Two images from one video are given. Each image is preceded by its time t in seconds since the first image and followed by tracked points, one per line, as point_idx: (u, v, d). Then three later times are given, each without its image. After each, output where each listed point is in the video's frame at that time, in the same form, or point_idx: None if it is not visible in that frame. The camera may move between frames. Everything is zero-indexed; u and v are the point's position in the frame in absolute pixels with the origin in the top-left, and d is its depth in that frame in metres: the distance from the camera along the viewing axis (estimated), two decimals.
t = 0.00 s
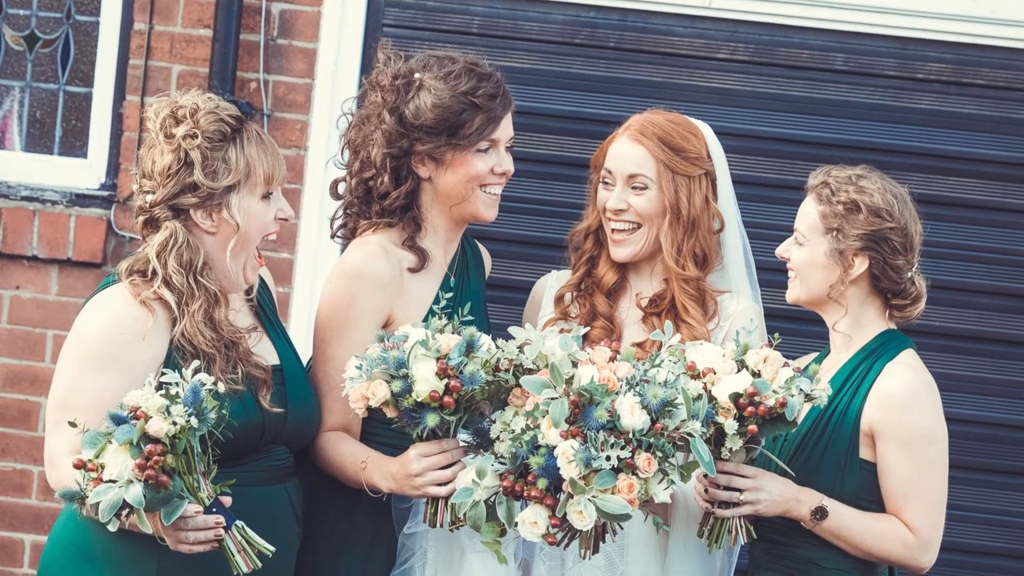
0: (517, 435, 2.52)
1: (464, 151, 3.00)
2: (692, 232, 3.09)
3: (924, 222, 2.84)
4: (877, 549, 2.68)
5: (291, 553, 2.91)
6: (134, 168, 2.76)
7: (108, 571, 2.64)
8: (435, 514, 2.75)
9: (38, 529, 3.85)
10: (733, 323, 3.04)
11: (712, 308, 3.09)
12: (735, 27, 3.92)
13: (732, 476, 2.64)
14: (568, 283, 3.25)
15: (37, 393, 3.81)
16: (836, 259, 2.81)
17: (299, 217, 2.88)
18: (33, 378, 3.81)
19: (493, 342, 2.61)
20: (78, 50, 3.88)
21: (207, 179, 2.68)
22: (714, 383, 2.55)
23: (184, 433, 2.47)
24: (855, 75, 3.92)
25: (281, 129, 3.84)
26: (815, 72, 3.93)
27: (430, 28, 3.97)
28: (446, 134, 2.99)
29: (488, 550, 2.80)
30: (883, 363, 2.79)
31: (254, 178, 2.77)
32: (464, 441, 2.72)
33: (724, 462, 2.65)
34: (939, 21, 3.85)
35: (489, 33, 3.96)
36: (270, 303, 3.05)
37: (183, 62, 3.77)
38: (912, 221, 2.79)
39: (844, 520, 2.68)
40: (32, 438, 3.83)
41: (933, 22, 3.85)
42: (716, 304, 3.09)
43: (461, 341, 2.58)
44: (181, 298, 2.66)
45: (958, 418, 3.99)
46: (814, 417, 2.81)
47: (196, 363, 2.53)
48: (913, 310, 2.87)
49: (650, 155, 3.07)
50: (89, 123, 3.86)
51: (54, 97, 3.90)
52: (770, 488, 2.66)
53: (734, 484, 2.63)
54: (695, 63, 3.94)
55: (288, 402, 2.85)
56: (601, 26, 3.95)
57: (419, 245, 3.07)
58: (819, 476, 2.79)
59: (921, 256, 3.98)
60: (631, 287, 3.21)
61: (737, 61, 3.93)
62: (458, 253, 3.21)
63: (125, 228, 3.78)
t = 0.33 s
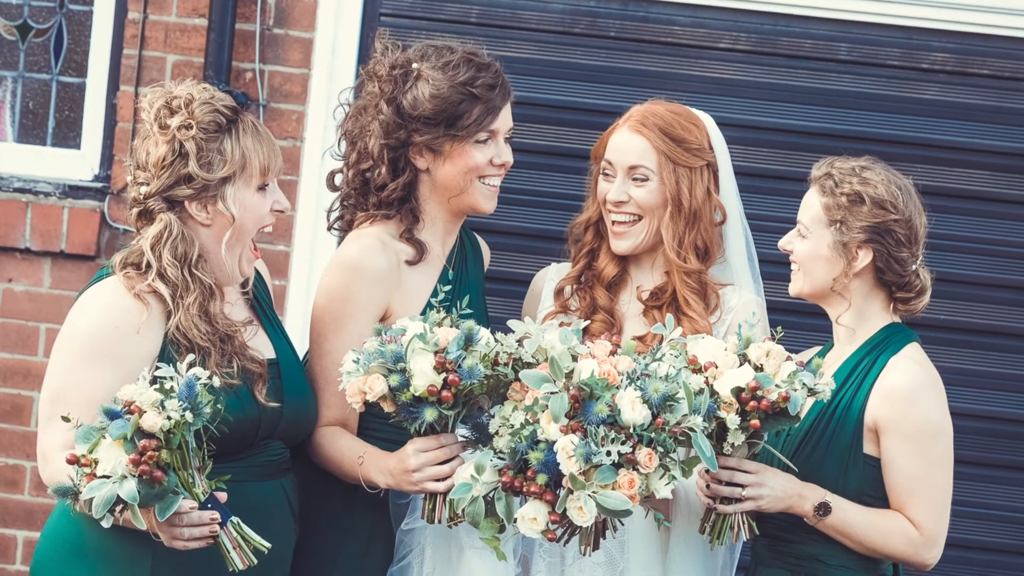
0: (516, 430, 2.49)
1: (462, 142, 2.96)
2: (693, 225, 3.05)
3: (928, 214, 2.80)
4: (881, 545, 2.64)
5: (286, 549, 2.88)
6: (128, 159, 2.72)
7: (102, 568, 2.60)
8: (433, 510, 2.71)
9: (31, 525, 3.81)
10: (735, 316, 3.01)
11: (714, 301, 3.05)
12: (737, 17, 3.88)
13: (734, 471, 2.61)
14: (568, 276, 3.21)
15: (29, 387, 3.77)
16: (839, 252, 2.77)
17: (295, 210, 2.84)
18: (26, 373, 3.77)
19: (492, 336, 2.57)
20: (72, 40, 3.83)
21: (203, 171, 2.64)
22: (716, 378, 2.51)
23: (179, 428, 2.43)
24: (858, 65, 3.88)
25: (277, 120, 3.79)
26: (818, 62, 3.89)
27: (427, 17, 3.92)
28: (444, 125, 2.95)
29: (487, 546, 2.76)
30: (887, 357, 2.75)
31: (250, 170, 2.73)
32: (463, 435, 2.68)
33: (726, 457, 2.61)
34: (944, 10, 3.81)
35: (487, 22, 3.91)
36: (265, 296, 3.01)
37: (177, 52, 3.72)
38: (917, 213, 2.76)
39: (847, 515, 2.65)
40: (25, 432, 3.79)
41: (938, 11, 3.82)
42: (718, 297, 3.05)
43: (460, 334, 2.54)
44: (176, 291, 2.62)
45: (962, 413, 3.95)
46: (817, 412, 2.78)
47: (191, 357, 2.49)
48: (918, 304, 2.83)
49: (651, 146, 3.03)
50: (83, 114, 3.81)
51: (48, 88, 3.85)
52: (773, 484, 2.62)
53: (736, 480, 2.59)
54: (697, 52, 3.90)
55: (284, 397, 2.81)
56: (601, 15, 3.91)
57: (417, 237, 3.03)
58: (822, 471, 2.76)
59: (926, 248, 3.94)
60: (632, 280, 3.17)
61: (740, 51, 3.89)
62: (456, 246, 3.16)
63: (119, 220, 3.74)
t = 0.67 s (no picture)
0: (515, 424, 2.45)
1: (461, 133, 2.92)
2: (695, 217, 3.02)
3: (932, 206, 2.77)
4: (885, 541, 2.61)
5: (282, 546, 2.84)
6: (122, 150, 2.68)
7: (95, 565, 2.56)
8: (431, 506, 2.68)
9: (23, 520, 3.78)
10: (737, 310, 2.97)
11: (716, 294, 3.01)
12: (740, 6, 3.84)
13: (736, 466, 2.57)
14: (568, 268, 3.17)
15: (22, 381, 3.73)
16: (843, 244, 2.74)
17: (292, 202, 2.80)
18: (19, 366, 3.73)
19: (491, 329, 2.53)
20: (65, 30, 3.78)
21: (198, 162, 2.60)
22: (718, 371, 2.47)
23: (173, 423, 2.40)
24: (862, 55, 3.84)
25: (273, 111, 3.75)
26: (820, 52, 3.85)
27: (425, 7, 3.88)
28: (442, 115, 2.91)
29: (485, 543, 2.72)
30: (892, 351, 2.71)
31: (245, 161, 2.69)
32: (462, 430, 2.64)
33: (728, 452, 2.57)
34: None
35: (486, 12, 3.87)
36: (261, 289, 2.97)
37: (172, 42, 3.68)
38: (922, 204, 2.72)
39: (851, 511, 2.61)
40: (17, 427, 3.74)
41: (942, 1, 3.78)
42: (720, 291, 3.01)
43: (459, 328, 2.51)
44: (170, 284, 2.58)
45: (966, 407, 3.91)
46: (820, 406, 2.74)
47: (186, 351, 2.45)
48: (923, 297, 2.79)
49: (652, 137, 2.99)
50: (76, 104, 3.76)
51: (41, 78, 3.80)
52: (775, 480, 2.59)
53: (738, 475, 2.56)
54: (698, 42, 3.86)
55: (280, 391, 2.77)
56: (602, 5, 3.87)
57: (415, 229, 2.99)
58: (826, 467, 2.72)
59: (930, 241, 3.90)
60: (633, 273, 3.13)
61: (743, 40, 3.85)
62: (455, 238, 3.12)
63: (113, 212, 3.70)
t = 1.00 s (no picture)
0: (514, 419, 2.42)
1: (459, 124, 2.88)
2: (697, 209, 2.98)
3: (937, 198, 2.73)
4: (889, 537, 2.57)
5: (278, 542, 2.80)
6: (116, 142, 2.64)
7: (89, 562, 2.53)
8: (429, 502, 2.64)
9: (15, 516, 3.74)
10: (739, 303, 2.92)
11: (718, 287, 2.96)
12: None
13: (738, 462, 2.54)
14: (568, 261, 3.13)
15: (14, 375, 3.69)
16: (846, 237, 2.70)
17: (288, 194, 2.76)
18: (11, 360, 3.69)
19: (489, 323, 2.49)
20: (57, 20, 3.73)
21: (193, 153, 2.57)
22: (720, 365, 2.43)
23: (168, 417, 2.36)
24: (866, 45, 3.80)
25: (268, 101, 3.70)
26: (823, 42, 3.81)
27: None
28: (440, 106, 2.86)
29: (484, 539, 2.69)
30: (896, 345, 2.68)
31: (241, 153, 2.65)
32: (460, 425, 2.61)
33: (730, 448, 2.54)
34: None
35: (485, 2, 3.83)
36: (257, 283, 2.93)
37: (167, 31, 3.64)
38: (927, 197, 2.68)
39: (854, 507, 2.58)
40: (10, 422, 3.71)
41: None
42: (722, 284, 2.97)
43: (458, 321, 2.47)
44: (165, 277, 2.55)
45: (970, 402, 3.88)
46: (823, 401, 2.71)
47: (181, 345, 2.42)
48: (927, 290, 2.75)
49: (653, 129, 2.95)
50: (70, 95, 3.72)
51: (33, 69, 3.76)
52: (777, 475, 2.55)
53: (740, 471, 2.53)
54: (700, 32, 3.82)
55: (276, 385, 2.74)
56: None
57: (413, 221, 2.95)
58: (829, 463, 2.69)
59: (935, 233, 3.86)
60: (634, 266, 3.10)
61: (745, 30, 3.81)
62: (453, 231, 3.08)
63: (107, 204, 3.66)
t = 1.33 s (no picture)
0: (513, 414, 2.38)
1: (458, 115, 2.84)
2: (698, 201, 2.94)
3: (941, 190, 2.69)
4: (893, 534, 2.54)
5: (275, 538, 2.78)
6: (110, 133, 2.60)
7: (82, 559, 2.49)
8: (428, 497, 2.61)
9: (9, 512, 3.71)
10: (741, 297, 2.89)
11: (720, 280, 2.92)
12: None
13: (740, 457, 2.50)
14: (568, 254, 3.09)
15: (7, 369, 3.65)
16: (850, 229, 2.67)
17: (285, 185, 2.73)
18: (4, 354, 3.65)
19: (488, 316, 2.45)
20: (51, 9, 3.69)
21: (188, 145, 2.53)
22: (721, 360, 2.40)
23: (163, 412, 2.33)
24: (870, 35, 3.77)
25: (264, 91, 3.65)
26: (827, 32, 3.77)
27: None
28: (438, 97, 2.82)
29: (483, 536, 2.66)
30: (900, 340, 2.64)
31: (237, 144, 2.61)
32: (459, 420, 2.57)
33: (731, 443, 2.51)
34: None
35: None
36: (253, 276, 2.89)
37: (161, 21, 3.60)
38: (931, 188, 2.64)
39: (858, 503, 2.55)
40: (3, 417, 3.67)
41: None
42: (724, 277, 2.93)
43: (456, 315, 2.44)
44: (159, 270, 2.51)
45: (975, 396, 3.84)
46: (826, 396, 2.67)
47: (176, 338, 2.38)
48: (932, 283, 2.72)
49: (654, 120, 2.91)
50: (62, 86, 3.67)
51: (26, 60, 3.71)
52: (780, 471, 2.52)
53: (743, 466, 2.49)
54: (701, 22, 3.78)
55: (272, 380, 2.70)
56: None
57: (411, 213, 2.91)
58: (832, 458, 2.66)
59: (939, 225, 3.83)
60: (635, 259, 3.06)
61: (748, 19, 3.77)
62: (451, 224, 3.05)
63: (101, 196, 3.62)
